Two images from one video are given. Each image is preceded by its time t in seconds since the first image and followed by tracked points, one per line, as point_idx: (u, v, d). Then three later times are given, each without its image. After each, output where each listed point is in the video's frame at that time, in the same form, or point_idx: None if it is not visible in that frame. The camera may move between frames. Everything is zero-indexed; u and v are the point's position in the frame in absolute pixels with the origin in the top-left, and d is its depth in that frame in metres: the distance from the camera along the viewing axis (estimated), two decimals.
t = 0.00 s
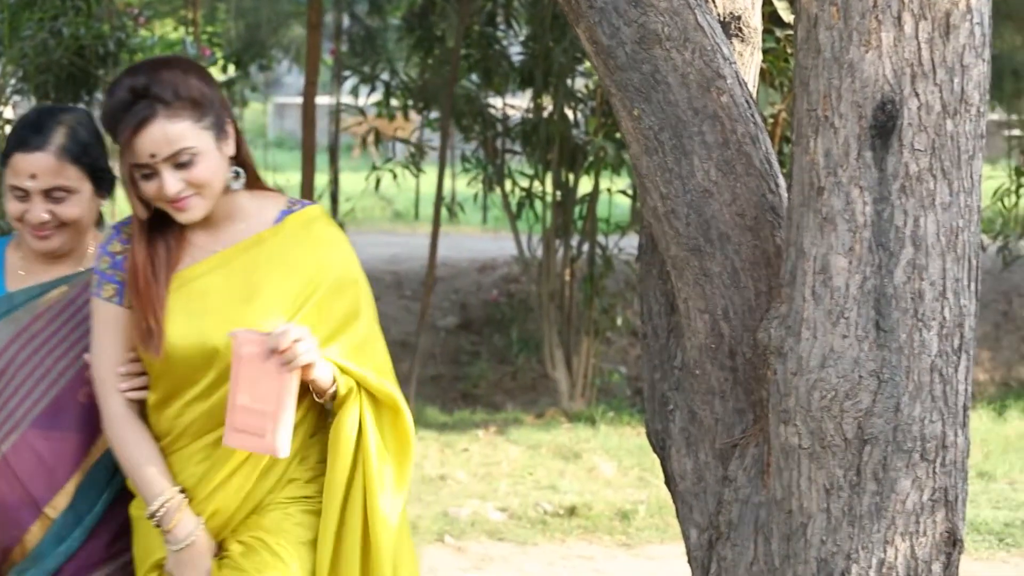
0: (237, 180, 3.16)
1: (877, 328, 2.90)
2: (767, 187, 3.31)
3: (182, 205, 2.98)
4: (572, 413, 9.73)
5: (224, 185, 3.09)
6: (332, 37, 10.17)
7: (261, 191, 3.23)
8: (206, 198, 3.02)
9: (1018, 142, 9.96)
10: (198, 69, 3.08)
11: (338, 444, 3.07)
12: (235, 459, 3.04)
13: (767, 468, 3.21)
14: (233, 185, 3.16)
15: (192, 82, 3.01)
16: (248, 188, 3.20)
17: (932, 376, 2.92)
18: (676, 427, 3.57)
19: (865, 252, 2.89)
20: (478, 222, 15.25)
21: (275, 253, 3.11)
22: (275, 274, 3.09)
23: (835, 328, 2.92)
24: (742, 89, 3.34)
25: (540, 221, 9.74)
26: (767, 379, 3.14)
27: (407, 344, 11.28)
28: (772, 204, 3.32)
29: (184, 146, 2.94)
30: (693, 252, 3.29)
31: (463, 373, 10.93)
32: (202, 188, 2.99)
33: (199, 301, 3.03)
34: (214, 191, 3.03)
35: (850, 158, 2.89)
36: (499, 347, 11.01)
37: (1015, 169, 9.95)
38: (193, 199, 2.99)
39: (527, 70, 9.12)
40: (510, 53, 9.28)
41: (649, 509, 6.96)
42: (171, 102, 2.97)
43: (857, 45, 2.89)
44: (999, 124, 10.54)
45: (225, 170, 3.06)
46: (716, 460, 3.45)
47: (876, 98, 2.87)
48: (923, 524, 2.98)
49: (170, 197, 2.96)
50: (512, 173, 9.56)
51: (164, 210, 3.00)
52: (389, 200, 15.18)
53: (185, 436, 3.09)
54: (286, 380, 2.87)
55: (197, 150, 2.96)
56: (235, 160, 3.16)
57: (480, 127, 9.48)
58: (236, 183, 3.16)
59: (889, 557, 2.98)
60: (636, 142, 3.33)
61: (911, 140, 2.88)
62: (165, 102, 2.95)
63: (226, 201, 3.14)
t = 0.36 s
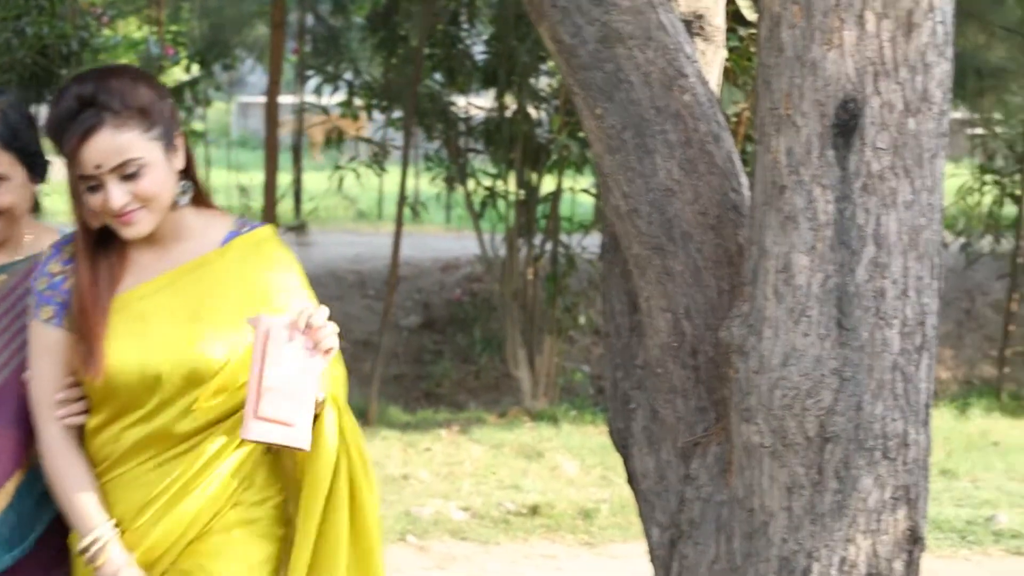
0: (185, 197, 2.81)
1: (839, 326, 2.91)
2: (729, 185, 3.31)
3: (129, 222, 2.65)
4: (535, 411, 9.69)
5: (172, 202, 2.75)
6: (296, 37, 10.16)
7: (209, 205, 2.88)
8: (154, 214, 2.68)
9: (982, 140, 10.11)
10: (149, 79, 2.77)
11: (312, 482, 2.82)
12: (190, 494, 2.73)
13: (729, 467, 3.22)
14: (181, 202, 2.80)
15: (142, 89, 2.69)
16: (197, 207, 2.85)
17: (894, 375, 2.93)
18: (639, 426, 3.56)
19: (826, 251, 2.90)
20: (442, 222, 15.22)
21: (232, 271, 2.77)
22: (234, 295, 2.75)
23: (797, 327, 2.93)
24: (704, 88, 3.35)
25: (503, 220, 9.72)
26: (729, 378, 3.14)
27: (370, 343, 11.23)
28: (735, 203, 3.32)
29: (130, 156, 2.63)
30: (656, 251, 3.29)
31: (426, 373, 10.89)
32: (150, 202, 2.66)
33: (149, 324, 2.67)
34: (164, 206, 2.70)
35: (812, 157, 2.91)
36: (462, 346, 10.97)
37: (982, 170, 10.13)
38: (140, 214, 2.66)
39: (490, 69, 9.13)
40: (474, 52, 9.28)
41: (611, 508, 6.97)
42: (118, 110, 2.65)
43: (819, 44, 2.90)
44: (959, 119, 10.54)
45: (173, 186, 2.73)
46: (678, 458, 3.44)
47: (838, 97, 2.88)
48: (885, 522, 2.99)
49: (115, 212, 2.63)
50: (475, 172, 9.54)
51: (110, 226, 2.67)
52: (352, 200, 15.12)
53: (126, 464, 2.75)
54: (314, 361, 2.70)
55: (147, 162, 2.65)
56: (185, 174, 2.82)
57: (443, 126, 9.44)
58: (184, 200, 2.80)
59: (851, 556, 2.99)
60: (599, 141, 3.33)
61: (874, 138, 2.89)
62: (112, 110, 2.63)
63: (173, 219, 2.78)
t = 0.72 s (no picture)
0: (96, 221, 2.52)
1: (761, 325, 2.93)
2: (651, 185, 3.31)
3: (32, 244, 2.39)
4: (457, 412, 9.59)
5: (80, 225, 2.47)
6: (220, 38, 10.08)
7: (122, 236, 2.58)
8: (60, 235, 2.41)
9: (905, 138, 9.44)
10: (63, 91, 2.49)
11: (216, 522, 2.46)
12: (82, 550, 2.40)
13: (652, 465, 3.22)
14: (91, 226, 2.51)
15: (51, 103, 2.43)
16: (109, 232, 2.56)
17: (815, 373, 2.95)
18: (561, 425, 3.54)
19: (748, 250, 2.93)
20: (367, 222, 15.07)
21: (132, 303, 2.45)
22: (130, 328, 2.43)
23: (719, 326, 2.95)
24: (627, 87, 3.34)
25: (427, 220, 9.64)
26: (651, 377, 3.15)
27: (293, 344, 11.11)
28: (657, 202, 3.31)
29: (32, 173, 2.36)
30: (578, 250, 3.30)
31: (349, 373, 10.80)
32: (55, 222, 2.40)
33: (37, 365, 2.40)
34: (72, 227, 2.43)
35: (734, 156, 2.94)
36: (386, 347, 10.91)
37: (904, 167, 9.48)
38: (44, 234, 2.39)
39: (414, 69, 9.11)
40: (397, 51, 9.21)
41: (535, 507, 6.97)
42: (24, 125, 2.38)
43: (741, 44, 2.93)
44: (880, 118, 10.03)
45: (83, 209, 2.45)
46: (600, 459, 3.42)
47: (760, 96, 2.91)
48: (807, 520, 2.99)
49: (15, 232, 2.37)
50: (399, 172, 9.49)
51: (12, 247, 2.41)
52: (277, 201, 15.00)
53: (20, 518, 2.46)
54: (211, 368, 2.37)
55: (52, 180, 2.38)
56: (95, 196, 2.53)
57: (365, 127, 9.38)
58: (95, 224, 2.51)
59: (774, 554, 2.99)
60: (521, 141, 3.32)
61: (795, 137, 2.91)
62: (16, 124, 2.37)
63: (82, 244, 2.49)
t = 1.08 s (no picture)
0: (26, 183, 2.45)
1: (701, 320, 2.92)
2: (590, 181, 3.29)
3: None
4: (400, 408, 9.49)
5: (10, 188, 2.39)
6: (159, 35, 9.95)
7: (53, 199, 2.51)
8: None
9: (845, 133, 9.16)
10: None
11: (126, 544, 2.31)
12: None
13: (593, 460, 3.21)
14: (21, 189, 2.44)
15: None
16: (39, 197, 2.49)
17: (756, 368, 2.94)
18: (502, 421, 3.50)
19: (687, 245, 2.92)
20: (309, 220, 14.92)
21: (59, 273, 2.37)
22: (56, 298, 2.34)
23: (659, 321, 2.93)
24: (565, 83, 3.31)
25: (368, 218, 9.54)
26: (592, 373, 3.13)
27: (235, 342, 10.98)
28: (597, 198, 3.29)
29: None
30: (517, 247, 3.27)
31: (292, 371, 10.69)
32: None
33: None
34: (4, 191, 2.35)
35: (673, 152, 2.92)
36: (328, 344, 10.83)
37: (844, 161, 9.22)
38: None
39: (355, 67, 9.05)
40: (339, 49, 9.19)
41: (478, 503, 6.93)
42: None
43: (679, 39, 2.92)
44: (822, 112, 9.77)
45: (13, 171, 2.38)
46: (542, 454, 3.40)
47: (699, 92, 2.90)
48: (749, 515, 2.99)
49: None
50: (339, 169, 9.40)
51: None
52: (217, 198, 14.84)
53: None
54: (68, 395, 2.18)
55: None
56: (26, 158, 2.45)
57: (306, 124, 9.30)
58: (24, 187, 2.45)
59: (716, 548, 2.99)
60: (459, 137, 3.29)
61: (735, 133, 2.91)
62: None
63: (12, 209, 2.43)
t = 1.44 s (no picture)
0: None
1: (644, 320, 2.94)
2: (533, 181, 3.30)
3: None
4: (345, 409, 9.42)
5: None
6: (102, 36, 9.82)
7: None
8: None
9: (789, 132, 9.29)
10: None
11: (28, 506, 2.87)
12: None
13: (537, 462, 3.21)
14: None
15: None
16: None
17: (699, 368, 2.98)
18: (445, 423, 3.47)
19: (630, 245, 2.95)
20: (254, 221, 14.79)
21: None
22: None
23: (602, 321, 2.95)
24: (507, 84, 3.32)
25: (311, 219, 9.50)
26: (535, 374, 3.14)
27: (179, 344, 10.88)
28: (539, 198, 3.31)
29: None
30: (460, 248, 3.28)
31: (236, 373, 10.59)
32: None
33: None
34: None
35: (615, 152, 2.96)
36: (273, 345, 10.79)
37: (789, 162, 9.31)
38: None
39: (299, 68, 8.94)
40: (282, 50, 9.11)
41: (422, 505, 6.88)
42: None
43: (621, 39, 2.96)
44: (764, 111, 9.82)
45: None
46: (485, 455, 3.39)
47: (640, 92, 2.94)
48: (693, 515, 3.00)
49: None
50: (283, 170, 9.34)
51: None
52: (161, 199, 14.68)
53: None
54: None
55: None
56: None
57: (248, 126, 9.28)
58: None
59: (659, 549, 2.99)
60: (401, 138, 3.29)
61: (677, 133, 2.95)
62: None
63: None
